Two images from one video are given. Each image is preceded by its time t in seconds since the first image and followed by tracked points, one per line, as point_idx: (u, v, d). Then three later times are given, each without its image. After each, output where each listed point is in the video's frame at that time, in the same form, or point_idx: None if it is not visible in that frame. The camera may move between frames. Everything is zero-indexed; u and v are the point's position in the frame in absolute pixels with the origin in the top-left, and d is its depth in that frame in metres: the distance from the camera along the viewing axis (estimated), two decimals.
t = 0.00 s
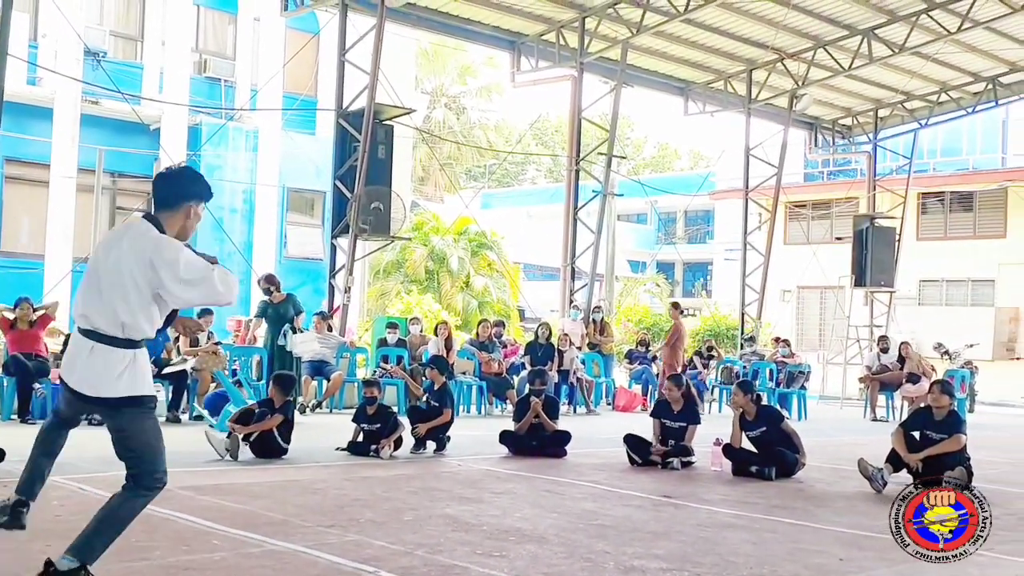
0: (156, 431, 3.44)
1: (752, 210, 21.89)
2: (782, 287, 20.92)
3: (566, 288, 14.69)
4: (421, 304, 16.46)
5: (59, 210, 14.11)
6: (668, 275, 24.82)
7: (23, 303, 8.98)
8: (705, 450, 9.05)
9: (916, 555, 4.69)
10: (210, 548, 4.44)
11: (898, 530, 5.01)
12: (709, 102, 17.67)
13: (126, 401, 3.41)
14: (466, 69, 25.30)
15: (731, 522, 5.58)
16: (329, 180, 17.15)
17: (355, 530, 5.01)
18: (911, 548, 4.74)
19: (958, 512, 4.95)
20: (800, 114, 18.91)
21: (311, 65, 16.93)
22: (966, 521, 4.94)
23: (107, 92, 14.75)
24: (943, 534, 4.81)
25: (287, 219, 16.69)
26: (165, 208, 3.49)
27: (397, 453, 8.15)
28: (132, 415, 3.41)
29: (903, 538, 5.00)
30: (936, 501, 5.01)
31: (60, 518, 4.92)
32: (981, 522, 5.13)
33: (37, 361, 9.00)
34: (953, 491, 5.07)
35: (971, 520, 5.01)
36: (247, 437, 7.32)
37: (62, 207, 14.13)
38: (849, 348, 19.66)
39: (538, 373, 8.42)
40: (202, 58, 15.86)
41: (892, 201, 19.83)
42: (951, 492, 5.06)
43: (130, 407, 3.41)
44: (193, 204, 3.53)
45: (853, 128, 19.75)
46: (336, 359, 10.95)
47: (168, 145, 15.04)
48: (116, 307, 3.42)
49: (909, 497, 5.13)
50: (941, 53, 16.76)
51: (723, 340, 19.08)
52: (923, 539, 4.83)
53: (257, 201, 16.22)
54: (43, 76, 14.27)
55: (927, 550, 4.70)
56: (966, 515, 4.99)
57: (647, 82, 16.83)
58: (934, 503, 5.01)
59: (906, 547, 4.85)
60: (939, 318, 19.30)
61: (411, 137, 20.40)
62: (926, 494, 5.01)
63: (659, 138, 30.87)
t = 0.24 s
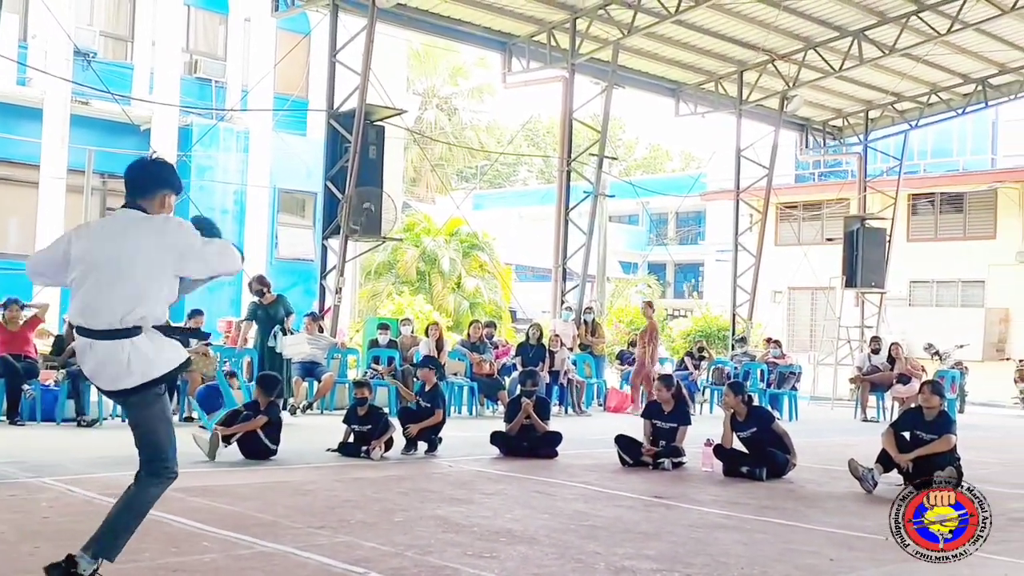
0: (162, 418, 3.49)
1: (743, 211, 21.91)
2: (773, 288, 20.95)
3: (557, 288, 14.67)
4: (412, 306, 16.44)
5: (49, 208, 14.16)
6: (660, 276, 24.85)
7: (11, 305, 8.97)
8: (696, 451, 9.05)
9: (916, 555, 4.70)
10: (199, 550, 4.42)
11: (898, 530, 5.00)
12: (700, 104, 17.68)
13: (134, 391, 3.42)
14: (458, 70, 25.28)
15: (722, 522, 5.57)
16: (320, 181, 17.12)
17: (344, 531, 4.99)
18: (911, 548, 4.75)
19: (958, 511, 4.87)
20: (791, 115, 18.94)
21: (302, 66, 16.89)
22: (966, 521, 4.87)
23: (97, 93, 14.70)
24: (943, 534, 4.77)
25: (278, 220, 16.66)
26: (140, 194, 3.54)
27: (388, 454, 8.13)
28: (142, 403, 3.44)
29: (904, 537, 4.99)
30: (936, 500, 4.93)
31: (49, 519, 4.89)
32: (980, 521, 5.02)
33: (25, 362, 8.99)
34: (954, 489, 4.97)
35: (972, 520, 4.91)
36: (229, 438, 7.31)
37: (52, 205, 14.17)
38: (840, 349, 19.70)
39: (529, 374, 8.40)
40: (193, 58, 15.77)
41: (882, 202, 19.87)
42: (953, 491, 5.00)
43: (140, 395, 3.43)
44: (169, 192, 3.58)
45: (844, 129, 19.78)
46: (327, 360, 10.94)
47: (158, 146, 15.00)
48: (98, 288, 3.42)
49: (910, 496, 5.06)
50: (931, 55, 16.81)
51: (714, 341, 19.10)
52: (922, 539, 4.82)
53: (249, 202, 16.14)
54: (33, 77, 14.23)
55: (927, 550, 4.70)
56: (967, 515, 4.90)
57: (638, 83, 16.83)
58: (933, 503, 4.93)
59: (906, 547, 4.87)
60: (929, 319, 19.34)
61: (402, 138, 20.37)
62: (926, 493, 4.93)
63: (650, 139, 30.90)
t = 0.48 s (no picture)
0: (142, 442, 3.25)
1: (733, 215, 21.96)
2: (762, 291, 21.00)
3: (547, 292, 14.66)
4: (402, 309, 16.43)
5: (37, 212, 14.10)
6: (649, 279, 24.89)
7: None
8: (685, 454, 9.05)
9: (916, 555, 4.81)
10: (186, 555, 4.39)
11: (899, 531, 5.13)
12: (689, 107, 17.70)
13: (122, 399, 3.25)
14: (448, 73, 25.27)
15: (710, 526, 5.57)
16: (310, 185, 17.12)
17: (333, 536, 4.97)
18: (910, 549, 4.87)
19: (959, 513, 5.03)
20: (780, 119, 18.97)
21: (292, 69, 16.87)
22: (966, 521, 5.02)
23: (85, 96, 14.64)
24: (943, 535, 4.91)
25: (267, 223, 16.64)
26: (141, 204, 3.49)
27: (376, 458, 8.11)
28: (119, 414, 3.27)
29: (904, 538, 5.13)
30: (936, 501, 5.15)
31: (35, 525, 4.86)
32: (980, 521, 5.15)
33: (11, 366, 8.95)
34: (953, 493, 5.23)
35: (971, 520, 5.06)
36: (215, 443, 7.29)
37: (40, 209, 14.13)
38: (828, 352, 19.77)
39: (518, 377, 8.39)
40: (181, 61, 15.70)
41: (871, 206, 19.94)
42: (951, 492, 5.26)
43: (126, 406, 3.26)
44: (168, 199, 3.49)
45: (832, 134, 19.83)
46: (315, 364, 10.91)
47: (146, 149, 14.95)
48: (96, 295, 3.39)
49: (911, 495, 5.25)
50: (919, 59, 16.88)
51: (703, 344, 19.13)
52: (922, 540, 4.94)
53: (238, 205, 16.12)
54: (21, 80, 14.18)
55: (927, 551, 4.82)
56: (967, 516, 5.06)
57: (627, 87, 16.84)
58: (933, 504, 5.14)
59: (907, 546, 4.99)
60: (918, 322, 19.40)
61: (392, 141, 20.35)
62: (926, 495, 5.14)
63: (639, 143, 30.96)
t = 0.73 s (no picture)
0: (128, 473, 2.99)
1: (720, 217, 22.01)
2: (749, 293, 21.06)
3: (534, 295, 14.65)
4: (388, 311, 16.42)
5: (22, 212, 13.98)
6: (636, 282, 24.95)
7: None
8: (672, 457, 9.05)
9: (917, 554, 4.86)
10: (169, 559, 4.37)
11: (900, 530, 5.22)
12: (676, 110, 17.72)
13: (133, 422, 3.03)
14: (435, 75, 25.27)
15: (696, 529, 5.57)
16: (297, 187, 17.12)
17: (318, 539, 4.95)
18: (914, 548, 4.92)
19: (959, 512, 5.17)
20: (767, 121, 19.02)
21: (278, 71, 16.83)
22: (966, 520, 5.15)
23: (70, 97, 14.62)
24: (944, 534, 5.01)
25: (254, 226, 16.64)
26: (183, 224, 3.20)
27: (363, 460, 8.09)
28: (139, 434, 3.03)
29: (905, 536, 5.23)
30: (936, 502, 5.36)
31: (17, 529, 4.83)
32: (981, 522, 5.24)
33: None
34: (954, 493, 5.43)
35: (972, 520, 5.21)
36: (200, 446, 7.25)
37: (25, 208, 14.01)
38: (815, 354, 19.83)
39: (505, 380, 8.37)
40: (167, 63, 15.69)
41: (857, 208, 20.01)
42: (950, 491, 5.45)
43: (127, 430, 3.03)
44: (196, 221, 3.15)
45: (819, 136, 19.88)
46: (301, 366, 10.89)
47: (132, 151, 14.90)
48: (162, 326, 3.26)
49: (909, 497, 5.44)
50: (904, 62, 16.94)
51: (690, 346, 19.16)
52: (924, 539, 5.04)
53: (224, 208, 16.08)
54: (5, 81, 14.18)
55: (928, 550, 4.86)
56: (968, 516, 5.20)
57: (614, 89, 16.87)
58: (934, 505, 5.34)
59: (908, 546, 5.06)
60: (904, 325, 19.48)
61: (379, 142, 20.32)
62: (928, 497, 5.37)
63: (626, 145, 31.01)
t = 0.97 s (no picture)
0: (144, 464, 3.04)
1: (706, 217, 22.06)
2: (735, 293, 21.12)
3: (521, 295, 14.65)
4: (374, 310, 16.40)
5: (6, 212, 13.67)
6: (624, 281, 25.00)
7: None
8: (658, 456, 9.06)
9: (917, 554, 4.83)
10: (152, 558, 4.35)
11: (899, 530, 5.13)
12: (663, 109, 17.73)
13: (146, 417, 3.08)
14: (422, 74, 25.26)
15: (681, 527, 5.57)
16: (283, 186, 17.08)
17: (301, 539, 4.93)
18: (911, 548, 4.87)
19: (959, 512, 5.02)
20: (753, 121, 19.06)
21: (264, 70, 16.78)
22: (966, 521, 5.01)
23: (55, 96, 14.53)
24: (942, 536, 4.90)
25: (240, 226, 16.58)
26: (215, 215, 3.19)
27: (348, 459, 8.08)
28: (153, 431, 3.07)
29: (905, 536, 5.15)
30: (935, 502, 5.18)
31: None
32: (981, 522, 5.11)
33: None
34: (954, 492, 5.23)
35: (972, 520, 5.04)
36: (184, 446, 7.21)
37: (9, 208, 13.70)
38: (801, 354, 19.90)
39: (491, 379, 8.36)
40: (152, 61, 15.59)
41: (842, 208, 20.09)
42: (952, 492, 5.24)
43: (145, 424, 3.07)
44: (216, 216, 3.17)
45: (804, 136, 19.93)
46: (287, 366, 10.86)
47: (117, 151, 14.86)
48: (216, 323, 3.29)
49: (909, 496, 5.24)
50: (889, 63, 17.01)
51: (676, 346, 19.19)
52: (923, 539, 4.96)
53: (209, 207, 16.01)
54: None
55: (928, 549, 4.82)
56: (967, 515, 5.04)
57: (601, 89, 16.89)
58: (932, 504, 5.16)
59: (907, 547, 5.01)
60: (889, 324, 19.56)
61: (366, 141, 20.29)
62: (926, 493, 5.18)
63: (614, 144, 31.05)
